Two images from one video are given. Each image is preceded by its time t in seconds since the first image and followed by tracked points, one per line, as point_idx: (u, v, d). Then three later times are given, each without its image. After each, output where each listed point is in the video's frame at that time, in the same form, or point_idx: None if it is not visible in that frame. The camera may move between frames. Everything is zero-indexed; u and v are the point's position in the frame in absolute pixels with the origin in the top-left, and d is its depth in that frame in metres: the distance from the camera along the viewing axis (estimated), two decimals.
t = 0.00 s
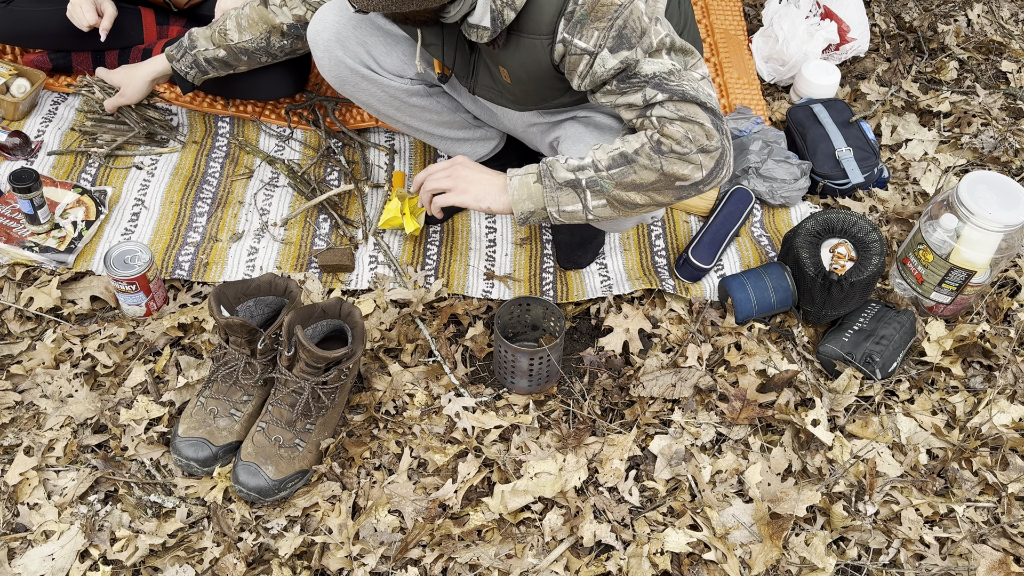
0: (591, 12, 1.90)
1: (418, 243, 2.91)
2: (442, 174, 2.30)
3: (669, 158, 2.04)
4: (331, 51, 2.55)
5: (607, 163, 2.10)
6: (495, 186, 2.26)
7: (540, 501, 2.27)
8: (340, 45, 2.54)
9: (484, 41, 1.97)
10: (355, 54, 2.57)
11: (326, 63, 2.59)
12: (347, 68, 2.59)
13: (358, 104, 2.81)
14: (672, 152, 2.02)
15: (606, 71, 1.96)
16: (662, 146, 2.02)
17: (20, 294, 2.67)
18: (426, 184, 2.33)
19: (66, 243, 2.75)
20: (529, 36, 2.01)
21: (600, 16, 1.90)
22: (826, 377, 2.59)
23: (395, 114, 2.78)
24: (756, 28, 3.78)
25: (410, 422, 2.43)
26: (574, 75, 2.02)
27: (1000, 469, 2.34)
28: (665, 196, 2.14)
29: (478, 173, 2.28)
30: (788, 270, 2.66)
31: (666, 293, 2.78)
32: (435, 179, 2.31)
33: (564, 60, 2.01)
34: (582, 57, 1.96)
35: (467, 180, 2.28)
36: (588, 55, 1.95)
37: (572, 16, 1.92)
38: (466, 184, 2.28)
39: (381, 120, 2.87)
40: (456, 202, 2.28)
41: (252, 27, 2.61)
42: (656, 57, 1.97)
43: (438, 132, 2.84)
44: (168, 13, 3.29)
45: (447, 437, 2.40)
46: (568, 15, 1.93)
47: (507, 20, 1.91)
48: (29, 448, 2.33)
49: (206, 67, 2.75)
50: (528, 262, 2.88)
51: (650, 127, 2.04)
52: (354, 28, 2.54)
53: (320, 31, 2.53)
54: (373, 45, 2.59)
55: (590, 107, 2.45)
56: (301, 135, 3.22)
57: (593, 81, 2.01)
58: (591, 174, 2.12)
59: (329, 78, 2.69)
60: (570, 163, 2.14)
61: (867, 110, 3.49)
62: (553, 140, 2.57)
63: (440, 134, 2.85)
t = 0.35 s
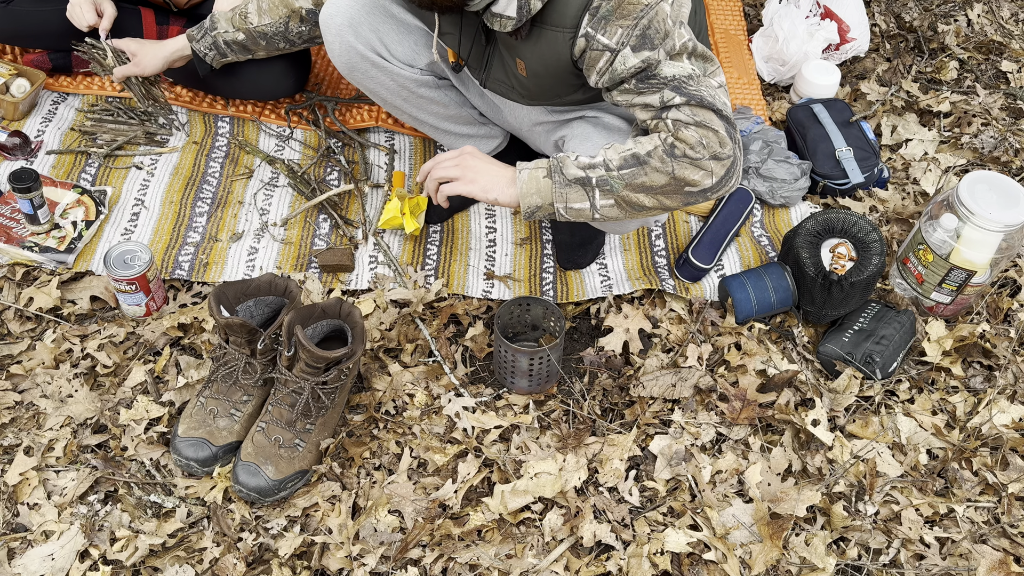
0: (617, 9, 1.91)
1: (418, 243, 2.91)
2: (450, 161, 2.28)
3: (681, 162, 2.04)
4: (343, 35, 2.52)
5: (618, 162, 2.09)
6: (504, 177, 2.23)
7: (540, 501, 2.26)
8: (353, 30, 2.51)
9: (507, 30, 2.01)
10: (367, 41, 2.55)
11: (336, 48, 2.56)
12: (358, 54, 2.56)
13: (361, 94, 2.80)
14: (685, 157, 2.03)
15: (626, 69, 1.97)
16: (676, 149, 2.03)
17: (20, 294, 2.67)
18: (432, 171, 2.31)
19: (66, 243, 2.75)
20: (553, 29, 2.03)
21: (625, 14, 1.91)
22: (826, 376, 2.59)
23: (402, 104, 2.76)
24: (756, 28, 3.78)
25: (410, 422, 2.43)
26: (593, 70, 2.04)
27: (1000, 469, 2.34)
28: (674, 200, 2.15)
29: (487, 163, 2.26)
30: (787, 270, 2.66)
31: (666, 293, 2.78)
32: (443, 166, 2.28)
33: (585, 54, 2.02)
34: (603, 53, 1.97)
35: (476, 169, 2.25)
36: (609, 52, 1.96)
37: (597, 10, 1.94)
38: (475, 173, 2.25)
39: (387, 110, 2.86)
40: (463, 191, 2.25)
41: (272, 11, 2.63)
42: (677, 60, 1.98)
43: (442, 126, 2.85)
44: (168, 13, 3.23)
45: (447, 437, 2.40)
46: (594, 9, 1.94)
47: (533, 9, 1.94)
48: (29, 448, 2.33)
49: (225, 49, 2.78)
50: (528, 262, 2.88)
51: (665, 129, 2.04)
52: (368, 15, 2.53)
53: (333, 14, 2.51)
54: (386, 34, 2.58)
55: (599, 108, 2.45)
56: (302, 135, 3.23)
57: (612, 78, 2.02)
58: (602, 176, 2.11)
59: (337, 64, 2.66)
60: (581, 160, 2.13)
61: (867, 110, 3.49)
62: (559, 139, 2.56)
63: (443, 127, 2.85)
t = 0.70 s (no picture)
0: (652, 6, 1.95)
1: (418, 242, 2.91)
2: (469, 176, 2.16)
3: (714, 157, 2.05)
4: (348, 32, 2.52)
5: (652, 155, 2.06)
6: (534, 170, 2.11)
7: (540, 501, 2.26)
8: (358, 27, 2.52)
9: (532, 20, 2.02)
10: (372, 38, 2.54)
11: (340, 45, 2.55)
12: (363, 52, 2.55)
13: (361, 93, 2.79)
14: (718, 151, 2.04)
15: (658, 66, 2.00)
16: (710, 143, 2.03)
17: (19, 294, 2.67)
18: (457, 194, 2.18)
19: (65, 243, 2.75)
20: (580, 21, 2.06)
21: (659, 12, 1.95)
22: (826, 377, 2.59)
23: (406, 103, 2.74)
24: (756, 28, 3.78)
25: (410, 422, 2.43)
26: (620, 67, 2.07)
27: (1000, 469, 2.34)
28: (699, 195, 2.14)
29: (505, 161, 2.14)
30: (788, 270, 2.66)
31: (666, 293, 2.78)
32: (465, 185, 2.15)
33: (614, 49, 2.05)
34: (634, 49, 2.01)
35: (498, 171, 2.13)
36: (640, 48, 2.00)
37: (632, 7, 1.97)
38: (498, 175, 2.12)
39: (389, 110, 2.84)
40: (495, 198, 2.13)
41: None
42: (709, 59, 2.03)
43: (445, 126, 2.82)
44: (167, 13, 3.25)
45: (447, 437, 2.40)
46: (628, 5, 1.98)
47: None
48: (29, 448, 2.33)
49: (256, 23, 2.68)
50: (528, 262, 2.88)
51: (697, 122, 2.04)
52: (373, 13, 2.53)
53: (338, 12, 2.51)
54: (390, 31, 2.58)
55: (607, 103, 2.50)
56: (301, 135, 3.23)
57: (641, 76, 2.05)
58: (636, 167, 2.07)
59: (340, 64, 2.65)
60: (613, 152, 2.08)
61: (867, 110, 3.49)
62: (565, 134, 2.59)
63: (447, 127, 2.83)
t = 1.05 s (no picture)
0: None
1: (418, 242, 2.91)
2: (576, 237, 2.02)
3: (772, 129, 2.17)
4: (342, 44, 2.57)
5: (724, 138, 2.12)
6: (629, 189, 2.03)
7: (540, 501, 2.27)
8: (352, 38, 2.56)
9: (572, 19, 2.22)
10: (365, 48, 2.58)
11: (335, 57, 2.61)
12: (357, 63, 2.61)
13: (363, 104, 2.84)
14: (775, 123, 2.17)
15: (699, 51, 2.17)
16: (766, 117, 2.16)
17: (20, 294, 2.67)
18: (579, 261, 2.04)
19: (65, 243, 2.75)
20: (610, 15, 2.23)
21: (693, 3, 2.15)
22: (826, 377, 2.59)
23: (404, 111, 2.76)
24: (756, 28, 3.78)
25: (410, 422, 2.43)
26: (658, 61, 2.24)
27: (1000, 469, 2.34)
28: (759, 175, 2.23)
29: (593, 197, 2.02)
30: (787, 270, 2.66)
31: (666, 293, 2.78)
32: (584, 245, 2.01)
33: (650, 42, 2.22)
34: (671, 40, 2.18)
35: (602, 211, 2.00)
36: (678, 38, 2.17)
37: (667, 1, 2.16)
38: (603, 213, 2.00)
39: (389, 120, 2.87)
40: (615, 235, 2.01)
41: None
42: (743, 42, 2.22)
43: (444, 131, 2.83)
44: (168, 13, 3.29)
45: (447, 437, 2.40)
46: None
47: None
48: (29, 448, 2.33)
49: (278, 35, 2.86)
50: (528, 262, 2.88)
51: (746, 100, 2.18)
52: (366, 23, 2.57)
53: (331, 26, 2.57)
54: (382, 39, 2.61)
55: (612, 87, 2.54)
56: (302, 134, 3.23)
57: (681, 64, 2.22)
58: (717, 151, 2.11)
59: (337, 78, 2.72)
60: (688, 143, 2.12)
61: (867, 110, 3.49)
62: (572, 124, 2.61)
63: (446, 133, 2.83)
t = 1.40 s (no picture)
0: (702, 17, 2.23)
1: (418, 242, 2.91)
2: (635, 302, 2.19)
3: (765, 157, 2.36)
4: (322, 57, 2.55)
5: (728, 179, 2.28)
6: (674, 251, 2.21)
7: (540, 501, 2.26)
8: (333, 50, 2.54)
9: (591, 31, 2.22)
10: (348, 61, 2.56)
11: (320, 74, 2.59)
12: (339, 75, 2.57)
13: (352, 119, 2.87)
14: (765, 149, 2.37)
15: (717, 68, 2.28)
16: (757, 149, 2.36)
17: (20, 294, 2.67)
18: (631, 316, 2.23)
19: (66, 243, 2.75)
20: (627, 25, 2.25)
21: (707, 21, 2.23)
22: (826, 377, 2.59)
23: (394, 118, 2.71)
24: (756, 28, 3.79)
25: (410, 422, 2.43)
26: (677, 73, 2.32)
27: (1000, 469, 2.34)
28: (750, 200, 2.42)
29: (643, 262, 2.17)
30: (787, 270, 2.65)
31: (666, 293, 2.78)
32: (639, 306, 2.20)
33: (668, 56, 2.29)
34: (690, 55, 2.27)
35: (655, 278, 2.17)
36: (696, 53, 2.26)
37: (684, 17, 2.22)
38: (656, 278, 2.17)
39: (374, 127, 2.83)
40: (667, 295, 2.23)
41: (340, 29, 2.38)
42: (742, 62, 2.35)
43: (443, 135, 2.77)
44: (168, 13, 3.29)
45: (447, 437, 2.40)
46: (679, 15, 2.22)
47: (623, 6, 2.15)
48: (29, 448, 2.33)
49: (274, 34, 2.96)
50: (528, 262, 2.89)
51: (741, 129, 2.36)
52: (347, 36, 2.56)
53: (312, 40, 2.55)
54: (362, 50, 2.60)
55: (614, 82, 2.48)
56: (303, 134, 3.23)
57: (700, 78, 2.32)
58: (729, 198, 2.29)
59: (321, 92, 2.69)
60: (707, 197, 2.25)
61: (867, 110, 3.49)
62: (570, 116, 2.56)
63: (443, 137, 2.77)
